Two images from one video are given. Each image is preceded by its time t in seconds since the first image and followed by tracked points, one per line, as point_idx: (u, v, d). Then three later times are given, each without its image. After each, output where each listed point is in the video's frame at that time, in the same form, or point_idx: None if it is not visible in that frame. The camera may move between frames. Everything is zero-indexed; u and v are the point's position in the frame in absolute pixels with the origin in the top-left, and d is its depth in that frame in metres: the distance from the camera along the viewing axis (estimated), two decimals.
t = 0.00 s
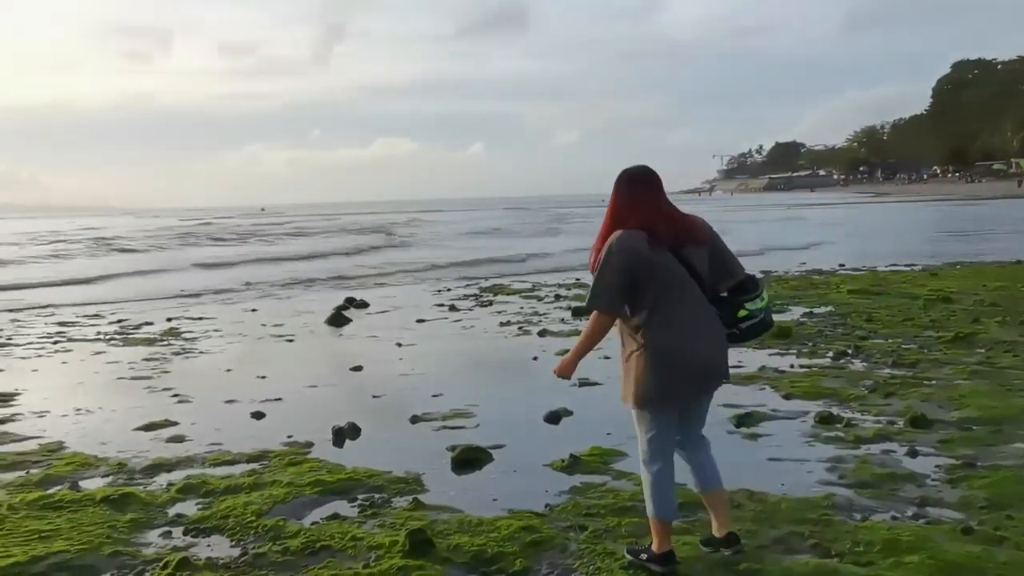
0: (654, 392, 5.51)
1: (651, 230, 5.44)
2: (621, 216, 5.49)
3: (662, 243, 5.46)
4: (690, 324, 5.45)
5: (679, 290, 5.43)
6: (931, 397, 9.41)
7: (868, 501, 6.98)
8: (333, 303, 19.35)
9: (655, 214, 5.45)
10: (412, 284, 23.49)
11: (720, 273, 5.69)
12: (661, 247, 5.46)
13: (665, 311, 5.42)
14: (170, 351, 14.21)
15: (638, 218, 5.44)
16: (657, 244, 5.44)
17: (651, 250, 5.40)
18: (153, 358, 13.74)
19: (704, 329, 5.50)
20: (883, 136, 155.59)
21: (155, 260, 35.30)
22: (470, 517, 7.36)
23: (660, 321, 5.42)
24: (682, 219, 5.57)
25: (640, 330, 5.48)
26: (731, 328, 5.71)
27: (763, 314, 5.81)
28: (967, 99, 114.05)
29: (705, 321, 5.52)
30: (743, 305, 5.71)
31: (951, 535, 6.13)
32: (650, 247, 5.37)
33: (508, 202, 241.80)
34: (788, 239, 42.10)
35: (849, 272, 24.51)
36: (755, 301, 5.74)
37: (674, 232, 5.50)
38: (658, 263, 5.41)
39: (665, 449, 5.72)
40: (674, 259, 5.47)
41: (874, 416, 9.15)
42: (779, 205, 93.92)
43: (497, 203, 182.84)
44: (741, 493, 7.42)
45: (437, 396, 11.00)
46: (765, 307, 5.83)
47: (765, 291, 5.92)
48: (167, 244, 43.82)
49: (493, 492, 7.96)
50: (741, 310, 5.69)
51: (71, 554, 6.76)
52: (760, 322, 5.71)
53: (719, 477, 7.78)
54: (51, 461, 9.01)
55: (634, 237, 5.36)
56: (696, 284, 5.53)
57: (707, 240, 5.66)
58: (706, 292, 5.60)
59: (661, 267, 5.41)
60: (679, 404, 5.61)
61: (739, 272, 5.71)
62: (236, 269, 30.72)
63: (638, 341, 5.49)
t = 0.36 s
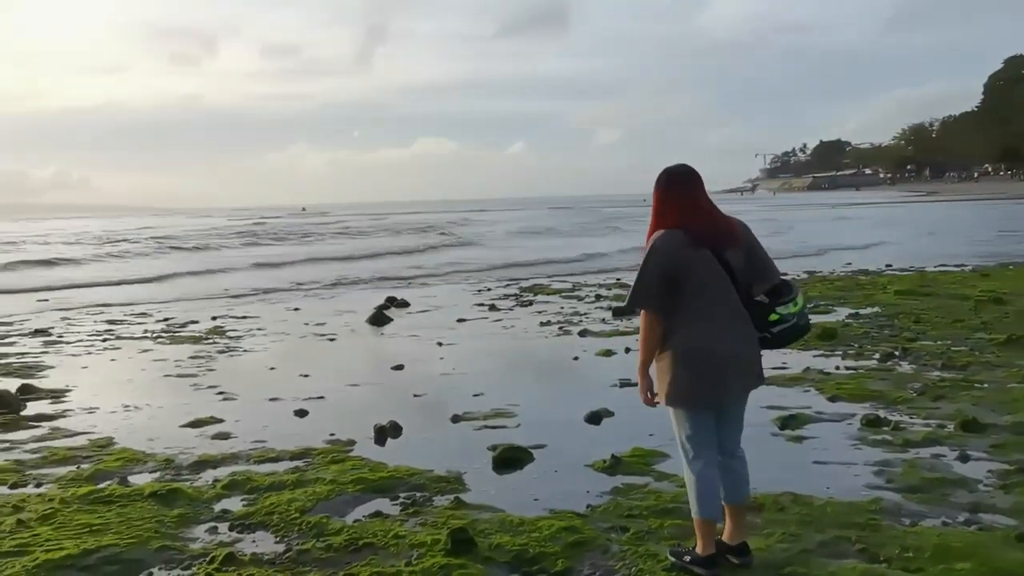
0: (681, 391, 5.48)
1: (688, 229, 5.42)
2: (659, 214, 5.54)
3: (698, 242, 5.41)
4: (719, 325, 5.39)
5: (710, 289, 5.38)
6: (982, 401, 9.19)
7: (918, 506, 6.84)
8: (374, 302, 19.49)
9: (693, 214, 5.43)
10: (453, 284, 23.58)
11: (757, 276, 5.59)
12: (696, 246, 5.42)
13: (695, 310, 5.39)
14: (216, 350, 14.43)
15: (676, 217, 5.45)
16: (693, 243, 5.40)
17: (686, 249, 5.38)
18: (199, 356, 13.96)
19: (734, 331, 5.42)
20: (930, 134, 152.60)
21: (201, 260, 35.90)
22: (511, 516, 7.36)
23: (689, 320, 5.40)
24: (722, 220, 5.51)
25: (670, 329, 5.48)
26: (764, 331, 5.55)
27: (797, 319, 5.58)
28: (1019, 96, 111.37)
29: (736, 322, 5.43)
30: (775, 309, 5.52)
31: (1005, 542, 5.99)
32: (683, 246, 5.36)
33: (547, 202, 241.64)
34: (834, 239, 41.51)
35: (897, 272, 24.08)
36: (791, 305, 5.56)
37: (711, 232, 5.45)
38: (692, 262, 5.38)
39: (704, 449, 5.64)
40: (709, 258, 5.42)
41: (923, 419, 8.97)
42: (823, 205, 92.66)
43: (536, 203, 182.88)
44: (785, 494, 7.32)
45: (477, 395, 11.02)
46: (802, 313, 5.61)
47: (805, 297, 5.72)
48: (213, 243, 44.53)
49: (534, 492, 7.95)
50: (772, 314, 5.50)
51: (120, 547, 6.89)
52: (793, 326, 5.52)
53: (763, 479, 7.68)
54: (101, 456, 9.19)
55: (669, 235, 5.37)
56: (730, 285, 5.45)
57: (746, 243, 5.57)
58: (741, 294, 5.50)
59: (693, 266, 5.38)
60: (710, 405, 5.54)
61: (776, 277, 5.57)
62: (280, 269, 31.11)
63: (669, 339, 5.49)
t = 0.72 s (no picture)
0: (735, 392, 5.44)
1: (750, 229, 5.34)
2: (724, 212, 5.45)
3: (757, 242, 5.33)
4: (775, 327, 5.33)
5: (767, 291, 5.32)
6: None
7: (981, 514, 6.65)
8: (424, 302, 19.61)
9: (755, 214, 5.35)
10: (502, 284, 23.62)
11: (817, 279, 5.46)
12: (758, 246, 5.33)
13: (751, 311, 5.34)
14: (269, 348, 14.66)
15: (739, 216, 5.37)
16: (754, 243, 5.33)
17: (746, 249, 5.30)
18: (253, 354, 14.18)
19: (790, 333, 5.35)
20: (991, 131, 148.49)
21: (254, 260, 36.53)
22: (562, 517, 7.34)
23: (746, 321, 5.35)
24: (785, 221, 5.40)
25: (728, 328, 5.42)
26: (819, 336, 5.45)
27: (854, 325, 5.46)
28: None
29: (790, 326, 5.36)
30: (831, 314, 5.41)
31: None
32: (744, 245, 5.28)
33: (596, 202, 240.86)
34: (890, 239, 40.68)
35: (957, 272, 23.52)
36: (848, 311, 5.43)
37: (773, 232, 5.35)
38: (751, 262, 5.30)
39: (761, 449, 5.53)
40: (769, 260, 5.33)
41: (985, 424, 8.73)
42: (879, 204, 90.80)
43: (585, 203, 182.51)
44: (842, 498, 7.17)
45: (527, 395, 11.01)
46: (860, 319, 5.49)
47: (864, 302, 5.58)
48: (266, 243, 45.27)
49: (585, 493, 7.91)
50: (828, 319, 5.39)
51: (178, 541, 7.03)
52: (849, 333, 5.39)
53: (818, 482, 7.54)
54: (159, 452, 9.39)
55: (730, 235, 5.31)
56: (789, 287, 5.36)
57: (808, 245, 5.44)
58: (798, 296, 5.39)
59: (752, 267, 5.30)
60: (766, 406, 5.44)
61: (836, 281, 5.43)
62: (332, 269, 31.49)
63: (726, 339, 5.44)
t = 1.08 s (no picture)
0: (797, 393, 5.36)
1: (819, 227, 5.23)
2: (792, 210, 5.35)
3: (823, 241, 5.21)
4: (841, 327, 5.20)
5: (834, 289, 5.18)
6: None
7: None
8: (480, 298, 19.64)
9: (825, 213, 5.23)
10: (559, 281, 23.55)
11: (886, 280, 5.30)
12: (827, 245, 5.21)
13: (817, 310, 5.21)
14: (329, 343, 14.85)
15: (807, 214, 5.26)
16: (823, 241, 5.21)
17: (814, 247, 5.18)
18: (313, 348, 14.39)
19: (854, 334, 5.21)
20: None
21: (314, 257, 37.05)
22: (621, 516, 7.28)
23: (809, 322, 5.24)
24: (855, 220, 5.26)
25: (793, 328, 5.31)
26: (887, 337, 5.28)
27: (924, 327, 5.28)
28: None
29: (857, 326, 5.22)
30: (900, 316, 5.24)
31: None
32: (813, 244, 5.17)
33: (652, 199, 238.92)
34: (959, 238, 39.46)
35: None
36: (918, 312, 5.25)
37: (842, 231, 5.22)
38: (819, 261, 5.18)
39: (825, 451, 5.40)
40: (837, 258, 5.21)
41: None
42: (946, 202, 88.15)
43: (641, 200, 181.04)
44: (911, 502, 6.96)
45: (585, 393, 10.94)
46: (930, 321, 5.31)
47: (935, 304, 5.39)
48: (325, 239, 45.90)
49: (644, 493, 7.83)
50: (896, 320, 5.23)
51: (241, 532, 7.16)
52: (918, 334, 5.21)
53: (886, 486, 7.34)
54: (223, 443, 9.59)
55: (798, 231, 5.21)
56: (856, 287, 5.22)
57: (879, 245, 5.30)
58: (866, 297, 5.25)
59: (819, 266, 5.18)
60: (830, 407, 5.31)
61: (906, 282, 5.26)
62: (389, 266, 31.76)
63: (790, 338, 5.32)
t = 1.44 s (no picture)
0: (871, 394, 5.18)
1: (896, 224, 5.07)
2: (867, 207, 5.21)
3: (901, 238, 5.04)
4: (918, 327, 5.03)
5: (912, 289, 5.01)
6: None
7: None
8: (541, 295, 19.62)
9: (902, 210, 5.08)
10: (621, 278, 23.36)
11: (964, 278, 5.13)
12: (905, 243, 5.04)
13: (894, 309, 5.03)
14: (391, 338, 15.00)
15: (883, 211, 5.12)
16: (901, 239, 5.04)
17: (893, 244, 5.02)
18: (375, 343, 14.54)
19: (932, 333, 5.04)
20: None
21: (376, 253, 37.47)
22: (684, 516, 7.18)
23: (886, 322, 5.05)
24: (932, 217, 5.11)
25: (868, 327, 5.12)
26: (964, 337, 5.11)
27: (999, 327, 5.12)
28: None
29: (934, 325, 5.06)
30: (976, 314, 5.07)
31: None
32: (892, 241, 5.01)
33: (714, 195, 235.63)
34: None
35: None
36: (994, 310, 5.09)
37: (921, 228, 5.06)
38: (897, 258, 5.01)
39: (899, 453, 5.22)
40: (916, 256, 5.04)
41: None
42: None
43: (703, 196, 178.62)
44: (989, 508, 6.71)
45: (647, 391, 10.84)
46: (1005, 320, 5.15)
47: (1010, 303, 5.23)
48: (386, 236, 46.41)
49: (708, 493, 7.71)
50: (972, 319, 5.06)
51: (307, 523, 7.27)
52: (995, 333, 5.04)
53: (962, 491, 7.09)
54: (289, 435, 9.75)
55: (875, 229, 5.06)
56: (934, 285, 5.05)
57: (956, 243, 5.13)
58: (944, 296, 5.08)
59: (898, 264, 5.00)
60: (906, 409, 5.14)
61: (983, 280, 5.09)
62: (450, 262, 31.95)
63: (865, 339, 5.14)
